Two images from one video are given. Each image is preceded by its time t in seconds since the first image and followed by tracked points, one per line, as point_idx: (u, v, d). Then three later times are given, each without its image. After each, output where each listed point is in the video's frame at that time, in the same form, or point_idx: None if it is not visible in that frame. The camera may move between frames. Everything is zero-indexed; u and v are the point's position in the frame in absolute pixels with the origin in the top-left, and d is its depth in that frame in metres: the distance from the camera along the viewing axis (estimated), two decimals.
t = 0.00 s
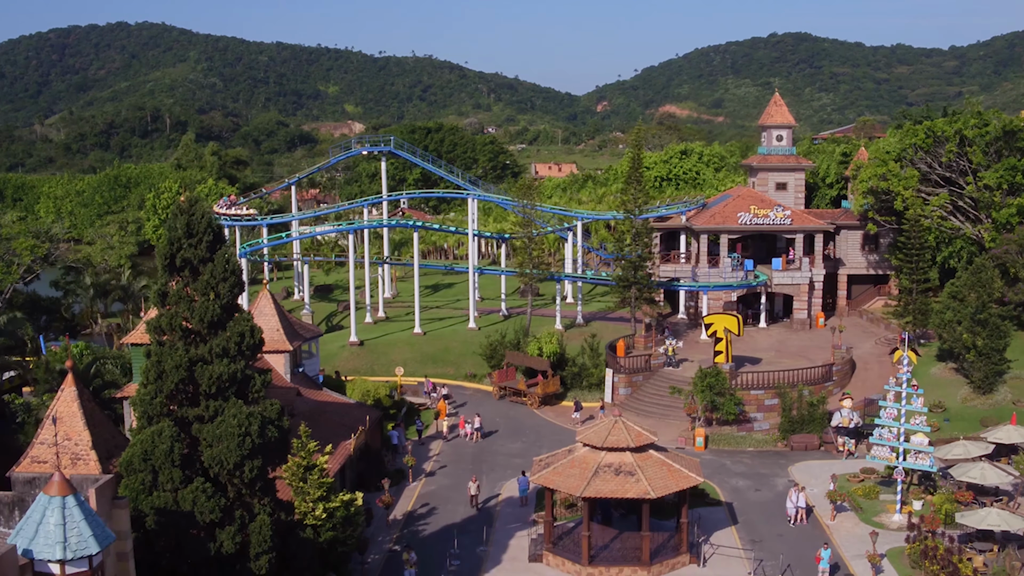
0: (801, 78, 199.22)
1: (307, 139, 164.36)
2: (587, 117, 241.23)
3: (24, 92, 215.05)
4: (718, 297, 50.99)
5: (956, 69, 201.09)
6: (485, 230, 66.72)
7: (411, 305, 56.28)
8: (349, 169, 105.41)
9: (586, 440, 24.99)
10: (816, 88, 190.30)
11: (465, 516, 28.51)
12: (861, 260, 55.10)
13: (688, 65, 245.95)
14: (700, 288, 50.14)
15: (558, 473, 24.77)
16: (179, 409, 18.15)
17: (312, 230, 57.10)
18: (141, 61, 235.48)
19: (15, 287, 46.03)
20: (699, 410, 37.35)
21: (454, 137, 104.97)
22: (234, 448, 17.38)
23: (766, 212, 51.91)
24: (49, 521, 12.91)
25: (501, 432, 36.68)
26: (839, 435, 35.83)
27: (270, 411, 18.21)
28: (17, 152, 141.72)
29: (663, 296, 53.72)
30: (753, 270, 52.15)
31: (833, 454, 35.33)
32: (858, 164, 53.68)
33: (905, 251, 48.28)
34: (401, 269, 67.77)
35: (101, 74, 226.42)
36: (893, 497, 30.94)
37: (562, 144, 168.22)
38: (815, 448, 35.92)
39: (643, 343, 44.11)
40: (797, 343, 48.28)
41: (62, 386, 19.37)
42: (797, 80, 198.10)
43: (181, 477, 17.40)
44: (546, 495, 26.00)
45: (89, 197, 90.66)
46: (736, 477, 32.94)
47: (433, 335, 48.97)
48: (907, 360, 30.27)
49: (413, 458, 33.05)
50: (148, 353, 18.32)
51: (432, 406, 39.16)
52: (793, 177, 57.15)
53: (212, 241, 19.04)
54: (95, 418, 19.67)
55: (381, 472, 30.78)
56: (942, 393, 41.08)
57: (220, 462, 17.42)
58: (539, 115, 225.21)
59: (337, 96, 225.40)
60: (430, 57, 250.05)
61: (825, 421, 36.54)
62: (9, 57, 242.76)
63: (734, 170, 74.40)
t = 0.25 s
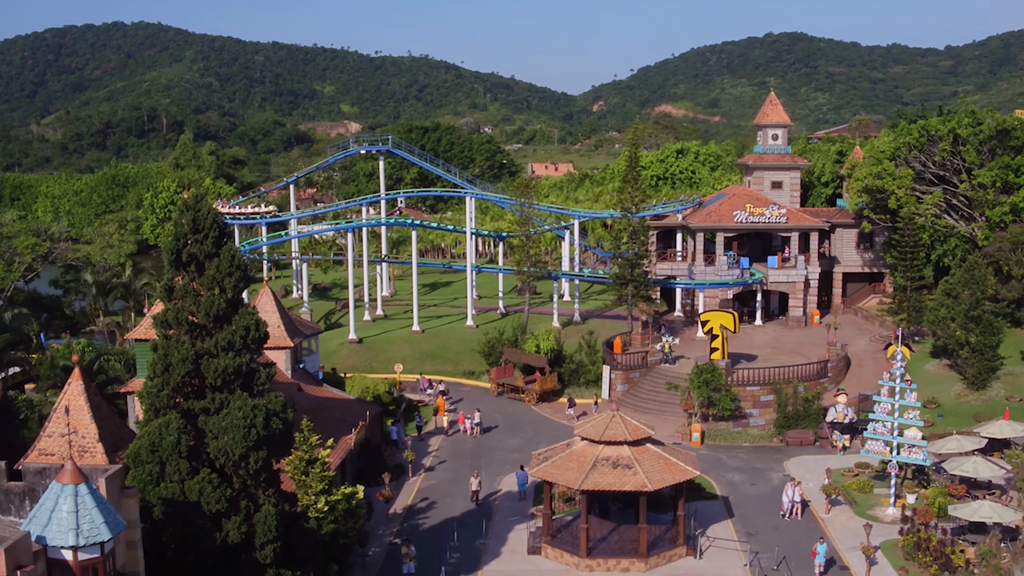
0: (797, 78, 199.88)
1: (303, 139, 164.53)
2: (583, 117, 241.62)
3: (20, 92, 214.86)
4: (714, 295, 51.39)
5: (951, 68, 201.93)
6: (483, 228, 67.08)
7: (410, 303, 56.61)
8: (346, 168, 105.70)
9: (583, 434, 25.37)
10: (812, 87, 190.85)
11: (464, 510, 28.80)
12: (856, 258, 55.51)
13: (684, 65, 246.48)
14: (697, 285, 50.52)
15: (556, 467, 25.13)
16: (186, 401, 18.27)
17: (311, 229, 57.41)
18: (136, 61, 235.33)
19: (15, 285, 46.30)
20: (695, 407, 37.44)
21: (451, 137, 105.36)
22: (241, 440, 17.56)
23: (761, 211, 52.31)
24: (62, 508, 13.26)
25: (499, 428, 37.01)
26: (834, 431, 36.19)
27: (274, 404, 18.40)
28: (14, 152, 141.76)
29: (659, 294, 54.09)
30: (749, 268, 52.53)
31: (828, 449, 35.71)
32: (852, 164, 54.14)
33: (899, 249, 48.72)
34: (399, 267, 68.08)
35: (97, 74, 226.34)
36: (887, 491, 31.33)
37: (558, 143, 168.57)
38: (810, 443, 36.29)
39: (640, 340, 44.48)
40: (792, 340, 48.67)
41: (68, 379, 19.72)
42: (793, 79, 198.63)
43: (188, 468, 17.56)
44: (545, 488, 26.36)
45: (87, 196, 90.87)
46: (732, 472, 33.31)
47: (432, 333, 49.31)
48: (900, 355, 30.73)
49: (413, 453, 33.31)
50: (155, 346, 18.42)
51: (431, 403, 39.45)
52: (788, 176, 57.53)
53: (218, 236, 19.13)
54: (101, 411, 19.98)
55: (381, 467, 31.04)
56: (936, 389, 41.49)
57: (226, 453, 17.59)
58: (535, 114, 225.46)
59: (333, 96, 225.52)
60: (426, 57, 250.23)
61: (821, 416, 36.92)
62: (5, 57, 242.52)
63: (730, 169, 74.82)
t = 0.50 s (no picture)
0: (791, 77, 200.63)
1: (298, 138, 164.65)
2: (577, 116, 242.07)
3: (13, 92, 214.48)
4: (707, 291, 51.96)
5: (945, 67, 202.96)
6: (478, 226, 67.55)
7: (406, 300, 57.06)
8: (342, 168, 106.05)
9: (580, 425, 25.89)
10: (805, 87, 191.53)
11: (462, 500, 29.34)
12: (848, 255, 56.14)
13: (678, 64, 247.04)
14: (691, 282, 51.07)
15: (553, 457, 25.65)
16: (194, 389, 18.72)
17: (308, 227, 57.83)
18: (130, 61, 235.20)
19: (16, 282, 46.67)
20: (689, 400, 38.17)
21: (446, 136, 105.83)
22: (248, 426, 18.04)
23: (754, 208, 52.89)
24: (78, 490, 13.84)
25: (496, 422, 37.53)
26: (826, 423, 36.74)
27: (280, 392, 18.87)
28: (9, 151, 141.66)
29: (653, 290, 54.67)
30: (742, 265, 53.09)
31: (820, 442, 36.30)
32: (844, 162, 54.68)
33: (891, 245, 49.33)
34: (395, 265, 68.55)
35: (91, 74, 226.10)
36: (877, 482, 31.90)
37: (553, 143, 169.13)
38: (803, 435, 36.86)
39: (635, 336, 45.01)
40: (785, 335, 49.27)
41: (77, 369, 20.20)
42: (786, 79, 199.37)
43: (197, 454, 18.05)
44: (542, 478, 26.89)
45: (83, 195, 91.06)
46: (725, 464, 33.87)
47: (428, 329, 49.78)
48: (890, 348, 31.35)
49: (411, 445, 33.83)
50: (163, 336, 18.87)
51: (428, 397, 39.97)
52: (781, 173, 58.07)
53: (225, 230, 19.51)
54: (110, 401, 20.51)
55: (380, 459, 31.54)
56: (927, 383, 42.09)
57: (234, 440, 18.08)
58: (529, 114, 225.91)
59: (328, 95, 225.71)
60: (421, 57, 250.54)
61: (813, 409, 37.51)
62: None
63: (723, 167, 75.38)
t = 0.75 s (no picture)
0: (787, 77, 201.17)
1: (294, 138, 164.74)
2: (573, 116, 242.40)
3: (9, 92, 214.19)
4: (703, 289, 52.35)
5: (941, 67, 203.75)
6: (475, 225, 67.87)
7: (404, 298, 57.36)
8: (339, 167, 106.31)
9: (577, 419, 26.22)
10: (801, 87, 191.99)
11: (460, 495, 29.68)
12: (843, 253, 56.55)
13: (674, 64, 247.46)
14: (687, 279, 51.44)
15: (551, 451, 25.99)
16: (199, 382, 19.03)
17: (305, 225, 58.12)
18: (126, 60, 235.02)
19: (16, 281, 46.92)
20: (685, 396, 38.60)
21: (442, 135, 106.16)
22: (252, 418, 18.36)
23: (750, 206, 53.30)
24: (87, 479, 14.19)
25: (494, 418, 37.86)
26: (820, 419, 37.11)
27: (284, 385, 19.18)
28: (5, 151, 141.57)
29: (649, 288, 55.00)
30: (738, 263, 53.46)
31: (815, 437, 36.67)
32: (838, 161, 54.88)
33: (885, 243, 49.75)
34: (392, 263, 68.82)
35: (87, 74, 225.92)
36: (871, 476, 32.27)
37: (549, 143, 169.42)
38: (797, 431, 37.26)
39: (631, 333, 45.36)
40: (780, 333, 49.63)
41: (82, 363, 20.52)
42: (782, 79, 199.88)
43: (201, 446, 18.38)
44: (539, 472, 27.25)
45: (80, 195, 91.19)
46: (721, 459, 34.24)
47: (426, 327, 50.09)
48: (883, 344, 31.73)
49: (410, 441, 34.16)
50: (169, 330, 19.18)
51: (426, 394, 40.30)
52: (776, 172, 58.49)
53: (229, 225, 19.80)
54: (115, 394, 20.82)
55: (379, 454, 31.87)
56: (920, 379, 42.49)
57: (238, 432, 18.39)
58: (525, 114, 226.18)
59: (324, 95, 225.80)
60: (417, 56, 250.68)
61: (807, 405, 37.91)
62: None
63: (719, 166, 75.76)
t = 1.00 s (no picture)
0: (781, 77, 201.89)
1: (288, 138, 164.95)
2: (567, 116, 242.87)
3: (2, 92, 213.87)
4: (696, 286, 52.88)
5: (934, 67, 204.76)
6: (470, 223, 68.33)
7: (400, 296, 57.80)
8: (334, 167, 106.69)
9: (572, 411, 26.75)
10: (795, 87, 192.71)
11: (457, 487, 30.16)
12: (835, 251, 57.14)
13: (668, 64, 248.13)
14: (680, 277, 51.95)
15: (546, 442, 26.52)
16: (203, 373, 19.46)
17: (302, 224, 58.54)
18: (120, 60, 234.89)
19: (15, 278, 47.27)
20: (678, 390, 39.04)
21: (437, 135, 106.63)
22: (256, 407, 18.84)
23: (742, 205, 53.83)
24: (98, 463, 14.67)
25: (490, 413, 38.34)
26: (811, 413, 37.64)
27: (286, 375, 19.63)
28: None
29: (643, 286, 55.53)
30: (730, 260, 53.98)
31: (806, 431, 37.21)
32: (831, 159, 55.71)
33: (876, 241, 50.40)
34: (388, 262, 69.27)
35: (81, 74, 225.70)
36: (861, 468, 32.80)
37: (543, 142, 169.95)
38: (789, 425, 37.83)
39: (625, 330, 45.87)
40: (772, 329, 50.17)
41: (87, 355, 20.99)
42: (775, 79, 200.64)
43: (206, 435, 18.85)
44: (535, 464, 27.73)
45: (76, 195, 91.40)
46: (714, 452, 34.76)
47: (422, 324, 50.56)
48: (872, 338, 32.28)
49: (406, 435, 34.64)
50: (174, 322, 19.62)
51: (422, 390, 40.76)
52: (768, 171, 59.06)
53: (233, 220, 20.50)
54: (119, 386, 21.27)
55: (377, 447, 32.34)
56: (910, 374, 43.05)
57: (242, 420, 18.85)
58: (519, 114, 226.69)
59: (318, 95, 226.05)
60: (411, 57, 250.99)
61: (798, 400, 38.47)
62: None
63: (712, 164, 76.29)
